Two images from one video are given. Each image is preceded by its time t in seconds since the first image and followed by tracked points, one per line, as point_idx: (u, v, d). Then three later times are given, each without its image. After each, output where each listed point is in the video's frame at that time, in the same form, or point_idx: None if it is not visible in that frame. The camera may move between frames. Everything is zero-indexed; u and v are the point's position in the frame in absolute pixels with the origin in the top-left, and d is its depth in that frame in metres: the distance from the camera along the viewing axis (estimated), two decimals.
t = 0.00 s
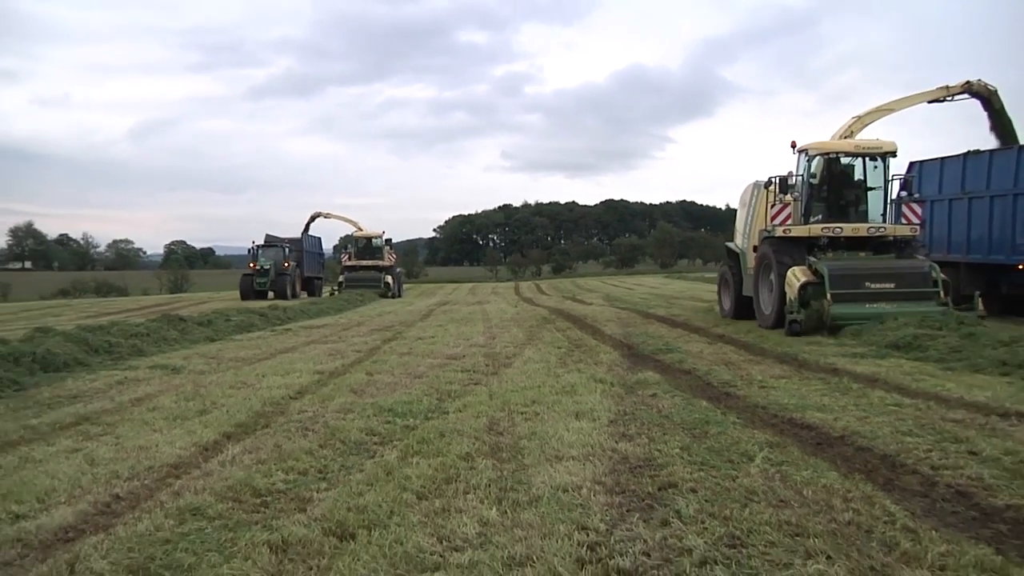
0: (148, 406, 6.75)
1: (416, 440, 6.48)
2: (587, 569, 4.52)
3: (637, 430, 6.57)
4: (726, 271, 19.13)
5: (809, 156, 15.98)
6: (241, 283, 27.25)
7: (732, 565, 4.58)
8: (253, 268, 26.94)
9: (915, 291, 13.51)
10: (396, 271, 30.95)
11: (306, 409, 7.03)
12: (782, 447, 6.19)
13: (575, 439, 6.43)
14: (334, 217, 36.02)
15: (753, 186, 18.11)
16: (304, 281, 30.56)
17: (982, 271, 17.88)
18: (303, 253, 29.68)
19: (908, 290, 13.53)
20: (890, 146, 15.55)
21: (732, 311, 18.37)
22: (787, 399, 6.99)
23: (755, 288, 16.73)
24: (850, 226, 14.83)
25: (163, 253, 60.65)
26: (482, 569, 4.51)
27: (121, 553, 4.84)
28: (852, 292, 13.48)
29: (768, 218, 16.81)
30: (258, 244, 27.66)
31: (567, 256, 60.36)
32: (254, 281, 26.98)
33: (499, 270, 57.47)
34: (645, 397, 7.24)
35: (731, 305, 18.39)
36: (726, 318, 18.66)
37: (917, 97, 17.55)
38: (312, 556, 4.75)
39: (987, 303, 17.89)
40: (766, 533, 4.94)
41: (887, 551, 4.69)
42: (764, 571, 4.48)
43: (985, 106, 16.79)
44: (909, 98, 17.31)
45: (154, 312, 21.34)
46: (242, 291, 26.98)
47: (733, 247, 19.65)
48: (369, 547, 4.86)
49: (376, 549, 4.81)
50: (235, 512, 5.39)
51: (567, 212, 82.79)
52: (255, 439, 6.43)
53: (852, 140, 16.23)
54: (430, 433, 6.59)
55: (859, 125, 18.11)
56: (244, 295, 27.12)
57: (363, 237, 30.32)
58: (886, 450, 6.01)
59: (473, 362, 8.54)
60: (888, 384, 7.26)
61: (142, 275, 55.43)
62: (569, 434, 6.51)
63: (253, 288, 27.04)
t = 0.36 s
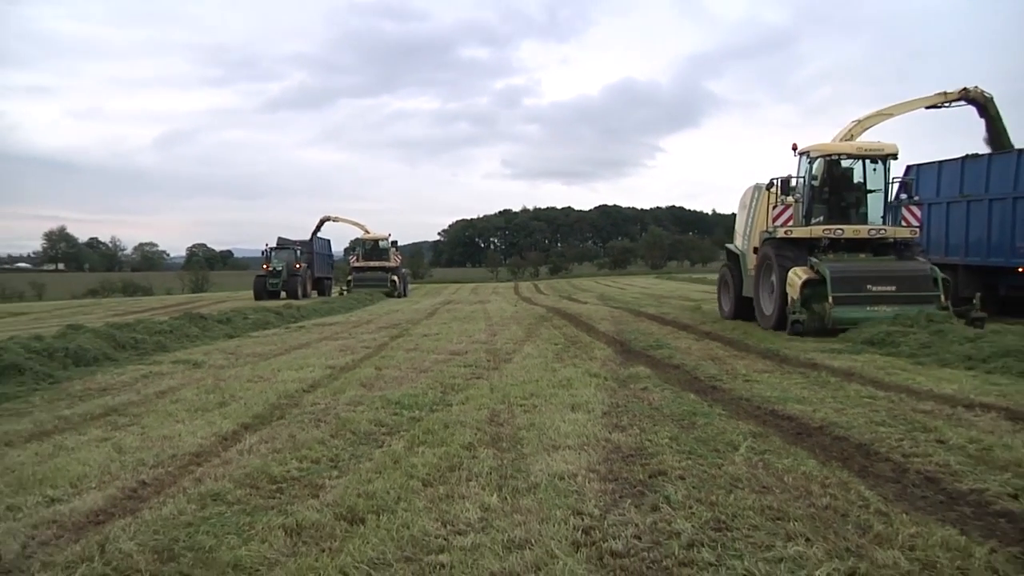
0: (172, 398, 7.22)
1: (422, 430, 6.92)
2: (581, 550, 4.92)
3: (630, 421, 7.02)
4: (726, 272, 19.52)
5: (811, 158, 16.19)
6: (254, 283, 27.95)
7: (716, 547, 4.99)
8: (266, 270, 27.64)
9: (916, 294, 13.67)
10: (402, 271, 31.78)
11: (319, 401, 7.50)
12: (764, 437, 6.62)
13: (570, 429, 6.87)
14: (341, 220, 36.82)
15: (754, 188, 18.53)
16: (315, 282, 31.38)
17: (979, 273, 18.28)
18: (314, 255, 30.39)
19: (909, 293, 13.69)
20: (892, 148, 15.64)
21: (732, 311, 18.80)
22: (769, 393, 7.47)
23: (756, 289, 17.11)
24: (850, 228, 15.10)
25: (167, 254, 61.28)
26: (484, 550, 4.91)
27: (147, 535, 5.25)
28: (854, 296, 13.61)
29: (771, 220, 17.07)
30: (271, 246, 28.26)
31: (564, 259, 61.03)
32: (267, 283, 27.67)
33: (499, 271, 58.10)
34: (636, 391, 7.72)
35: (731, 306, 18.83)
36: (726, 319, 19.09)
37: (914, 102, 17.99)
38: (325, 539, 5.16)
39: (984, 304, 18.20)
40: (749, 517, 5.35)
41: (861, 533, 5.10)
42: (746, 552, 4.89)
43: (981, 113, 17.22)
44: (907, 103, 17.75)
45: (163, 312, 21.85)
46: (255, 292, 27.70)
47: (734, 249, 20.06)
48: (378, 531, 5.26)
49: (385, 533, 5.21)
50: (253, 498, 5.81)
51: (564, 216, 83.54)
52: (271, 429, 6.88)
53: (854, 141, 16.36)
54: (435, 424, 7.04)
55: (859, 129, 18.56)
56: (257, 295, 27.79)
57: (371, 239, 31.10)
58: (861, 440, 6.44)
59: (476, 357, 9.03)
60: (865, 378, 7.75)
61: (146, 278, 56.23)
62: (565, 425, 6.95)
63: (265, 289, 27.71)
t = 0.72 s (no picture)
0: (193, 391, 7.71)
1: (427, 422, 7.38)
2: (577, 534, 5.32)
3: (623, 413, 7.48)
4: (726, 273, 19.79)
5: (813, 159, 16.19)
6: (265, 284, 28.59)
7: (703, 530, 5.40)
8: (277, 270, 28.17)
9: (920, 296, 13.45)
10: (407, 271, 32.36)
11: (330, 395, 7.98)
12: (748, 428, 7.07)
13: (567, 420, 7.34)
14: (344, 222, 37.42)
15: (754, 191, 18.79)
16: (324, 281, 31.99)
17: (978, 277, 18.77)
18: (323, 255, 30.93)
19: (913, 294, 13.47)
20: (894, 149, 15.65)
21: (733, 312, 19.16)
22: (753, 386, 7.96)
23: (758, 290, 17.34)
24: (852, 230, 15.05)
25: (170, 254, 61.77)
26: (486, 534, 5.31)
27: (170, 519, 5.64)
28: (857, 298, 13.42)
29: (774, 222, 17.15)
30: (282, 247, 28.73)
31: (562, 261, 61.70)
32: (279, 283, 28.20)
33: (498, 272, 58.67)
34: (628, 384, 8.21)
35: (731, 306, 19.22)
36: (727, 320, 19.44)
37: (912, 104, 18.36)
38: (337, 523, 5.56)
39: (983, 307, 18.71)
40: (733, 503, 5.78)
41: (838, 516, 5.50)
42: (731, 535, 5.29)
43: (979, 114, 17.52)
44: (905, 105, 18.13)
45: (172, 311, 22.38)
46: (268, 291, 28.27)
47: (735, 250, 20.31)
48: (386, 515, 5.66)
49: (392, 517, 5.59)
50: (269, 485, 6.23)
51: (563, 218, 84.18)
52: (286, 421, 7.36)
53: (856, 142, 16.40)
54: (439, 416, 7.50)
55: (859, 131, 18.97)
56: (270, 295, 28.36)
57: (377, 241, 31.61)
58: (838, 430, 6.89)
59: (477, 353, 9.52)
60: (843, 373, 8.26)
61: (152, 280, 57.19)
62: (562, 416, 7.42)
63: (277, 289, 28.27)
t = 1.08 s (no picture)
0: (211, 385, 8.21)
1: (432, 414, 7.84)
2: (573, 520, 5.61)
3: (616, 406, 7.94)
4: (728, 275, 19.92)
5: (816, 160, 16.06)
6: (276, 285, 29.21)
7: (692, 516, 5.70)
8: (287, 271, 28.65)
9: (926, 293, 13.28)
10: (412, 272, 32.89)
11: (340, 389, 8.46)
12: (734, 419, 7.53)
13: (563, 412, 7.80)
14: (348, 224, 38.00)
15: (755, 193, 19.00)
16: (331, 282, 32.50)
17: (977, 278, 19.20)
18: (332, 257, 31.46)
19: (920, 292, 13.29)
20: (897, 150, 15.49)
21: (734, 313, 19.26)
22: (738, 380, 8.45)
23: (760, 292, 17.29)
24: (855, 230, 14.97)
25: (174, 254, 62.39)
26: (487, 519, 5.62)
27: (190, 504, 6.06)
28: (864, 294, 13.24)
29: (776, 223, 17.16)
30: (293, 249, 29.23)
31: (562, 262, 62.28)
32: (289, 284, 28.69)
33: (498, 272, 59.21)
34: (621, 378, 8.70)
35: (732, 307, 19.34)
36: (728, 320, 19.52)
37: (906, 108, 18.78)
38: (348, 509, 5.93)
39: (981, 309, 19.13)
40: (720, 490, 6.11)
41: (817, 502, 5.87)
42: (717, 521, 5.58)
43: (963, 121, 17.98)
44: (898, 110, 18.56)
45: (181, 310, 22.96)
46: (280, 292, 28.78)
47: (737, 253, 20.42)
48: (392, 502, 6.01)
49: (398, 504, 5.96)
50: (283, 473, 6.64)
51: (560, 221, 84.77)
52: (299, 412, 7.83)
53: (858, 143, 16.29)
54: (443, 408, 7.96)
55: (857, 133, 19.38)
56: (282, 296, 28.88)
57: (383, 243, 32.07)
58: (818, 421, 7.35)
59: (478, 348, 10.02)
60: (825, 368, 8.75)
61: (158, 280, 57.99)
62: (558, 408, 7.88)
63: (289, 290, 28.77)
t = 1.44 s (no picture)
0: (228, 379, 8.71)
1: (436, 407, 8.29)
2: (569, 507, 5.89)
3: (610, 400, 8.40)
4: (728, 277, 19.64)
5: (819, 161, 15.64)
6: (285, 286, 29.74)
7: (683, 503, 5.95)
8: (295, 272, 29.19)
9: (934, 297, 12.84)
10: (416, 273, 33.41)
11: (350, 382, 9.03)
12: (722, 412, 7.97)
13: (560, 405, 8.25)
14: (352, 227, 38.57)
15: (757, 194, 18.70)
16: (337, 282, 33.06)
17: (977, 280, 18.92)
18: (339, 258, 31.93)
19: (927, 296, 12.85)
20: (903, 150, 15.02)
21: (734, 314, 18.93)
22: (723, 374, 9.00)
23: (763, 295, 16.86)
24: (859, 232, 14.64)
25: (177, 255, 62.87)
26: (487, 506, 5.89)
27: (210, 491, 6.31)
28: (870, 300, 12.85)
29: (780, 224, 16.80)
30: (300, 251, 29.74)
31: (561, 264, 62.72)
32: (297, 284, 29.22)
33: (498, 272, 59.68)
34: (615, 373, 9.19)
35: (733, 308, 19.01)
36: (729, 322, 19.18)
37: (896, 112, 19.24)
38: (356, 496, 6.22)
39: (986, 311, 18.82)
40: (709, 479, 6.40)
41: (801, 489, 6.11)
42: (707, 507, 5.82)
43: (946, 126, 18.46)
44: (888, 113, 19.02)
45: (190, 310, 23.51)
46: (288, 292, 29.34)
47: (738, 255, 20.10)
48: (398, 490, 6.30)
49: (404, 492, 6.24)
50: (294, 462, 6.99)
51: (557, 225, 85.32)
52: (312, 404, 8.34)
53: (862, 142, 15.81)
54: (447, 402, 8.40)
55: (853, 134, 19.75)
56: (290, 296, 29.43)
57: (388, 245, 32.48)
58: (801, 413, 7.80)
59: (480, 345, 10.51)
60: (805, 363, 9.29)
61: (164, 282, 58.71)
62: (556, 402, 8.33)
63: (297, 290, 29.31)
